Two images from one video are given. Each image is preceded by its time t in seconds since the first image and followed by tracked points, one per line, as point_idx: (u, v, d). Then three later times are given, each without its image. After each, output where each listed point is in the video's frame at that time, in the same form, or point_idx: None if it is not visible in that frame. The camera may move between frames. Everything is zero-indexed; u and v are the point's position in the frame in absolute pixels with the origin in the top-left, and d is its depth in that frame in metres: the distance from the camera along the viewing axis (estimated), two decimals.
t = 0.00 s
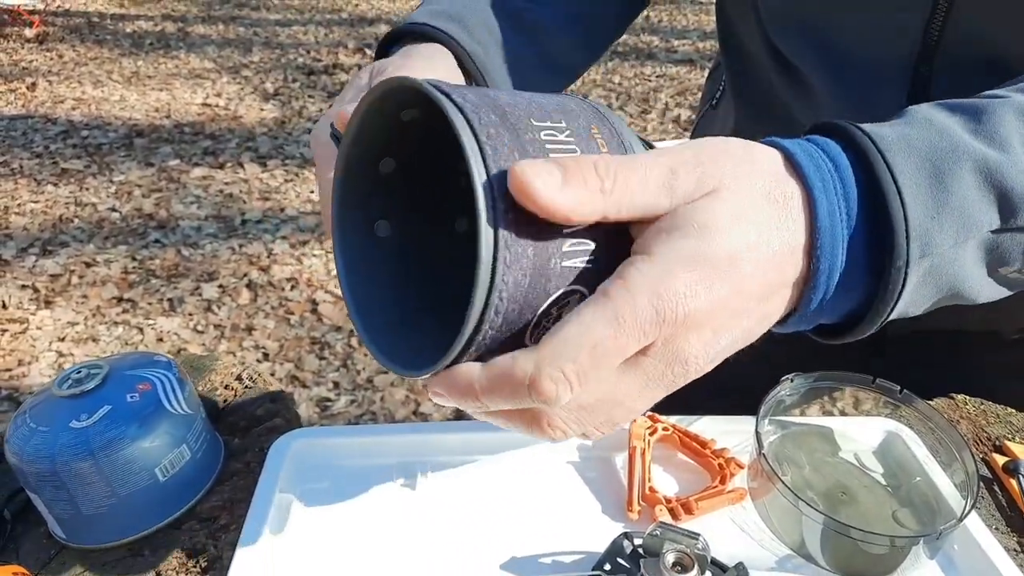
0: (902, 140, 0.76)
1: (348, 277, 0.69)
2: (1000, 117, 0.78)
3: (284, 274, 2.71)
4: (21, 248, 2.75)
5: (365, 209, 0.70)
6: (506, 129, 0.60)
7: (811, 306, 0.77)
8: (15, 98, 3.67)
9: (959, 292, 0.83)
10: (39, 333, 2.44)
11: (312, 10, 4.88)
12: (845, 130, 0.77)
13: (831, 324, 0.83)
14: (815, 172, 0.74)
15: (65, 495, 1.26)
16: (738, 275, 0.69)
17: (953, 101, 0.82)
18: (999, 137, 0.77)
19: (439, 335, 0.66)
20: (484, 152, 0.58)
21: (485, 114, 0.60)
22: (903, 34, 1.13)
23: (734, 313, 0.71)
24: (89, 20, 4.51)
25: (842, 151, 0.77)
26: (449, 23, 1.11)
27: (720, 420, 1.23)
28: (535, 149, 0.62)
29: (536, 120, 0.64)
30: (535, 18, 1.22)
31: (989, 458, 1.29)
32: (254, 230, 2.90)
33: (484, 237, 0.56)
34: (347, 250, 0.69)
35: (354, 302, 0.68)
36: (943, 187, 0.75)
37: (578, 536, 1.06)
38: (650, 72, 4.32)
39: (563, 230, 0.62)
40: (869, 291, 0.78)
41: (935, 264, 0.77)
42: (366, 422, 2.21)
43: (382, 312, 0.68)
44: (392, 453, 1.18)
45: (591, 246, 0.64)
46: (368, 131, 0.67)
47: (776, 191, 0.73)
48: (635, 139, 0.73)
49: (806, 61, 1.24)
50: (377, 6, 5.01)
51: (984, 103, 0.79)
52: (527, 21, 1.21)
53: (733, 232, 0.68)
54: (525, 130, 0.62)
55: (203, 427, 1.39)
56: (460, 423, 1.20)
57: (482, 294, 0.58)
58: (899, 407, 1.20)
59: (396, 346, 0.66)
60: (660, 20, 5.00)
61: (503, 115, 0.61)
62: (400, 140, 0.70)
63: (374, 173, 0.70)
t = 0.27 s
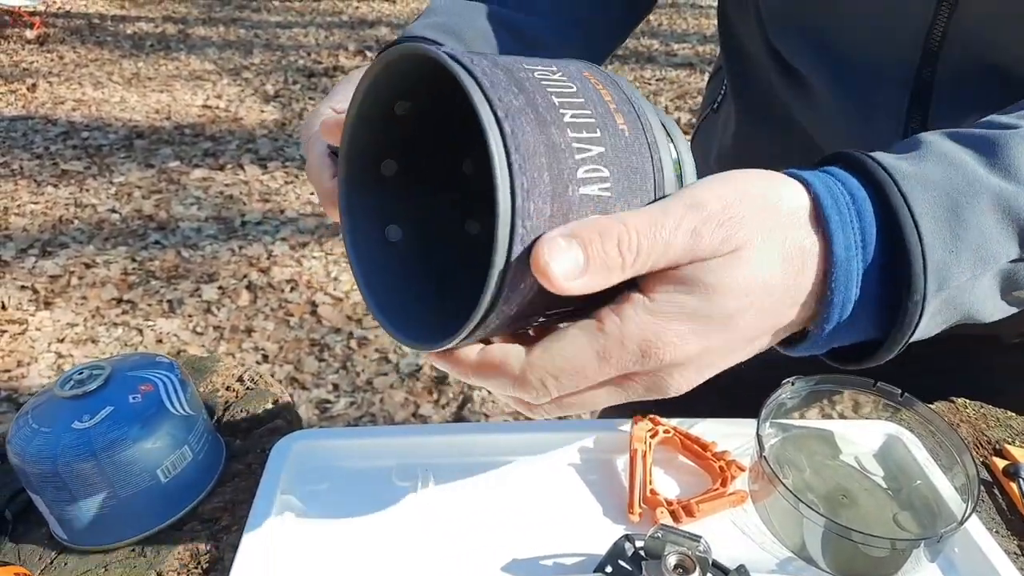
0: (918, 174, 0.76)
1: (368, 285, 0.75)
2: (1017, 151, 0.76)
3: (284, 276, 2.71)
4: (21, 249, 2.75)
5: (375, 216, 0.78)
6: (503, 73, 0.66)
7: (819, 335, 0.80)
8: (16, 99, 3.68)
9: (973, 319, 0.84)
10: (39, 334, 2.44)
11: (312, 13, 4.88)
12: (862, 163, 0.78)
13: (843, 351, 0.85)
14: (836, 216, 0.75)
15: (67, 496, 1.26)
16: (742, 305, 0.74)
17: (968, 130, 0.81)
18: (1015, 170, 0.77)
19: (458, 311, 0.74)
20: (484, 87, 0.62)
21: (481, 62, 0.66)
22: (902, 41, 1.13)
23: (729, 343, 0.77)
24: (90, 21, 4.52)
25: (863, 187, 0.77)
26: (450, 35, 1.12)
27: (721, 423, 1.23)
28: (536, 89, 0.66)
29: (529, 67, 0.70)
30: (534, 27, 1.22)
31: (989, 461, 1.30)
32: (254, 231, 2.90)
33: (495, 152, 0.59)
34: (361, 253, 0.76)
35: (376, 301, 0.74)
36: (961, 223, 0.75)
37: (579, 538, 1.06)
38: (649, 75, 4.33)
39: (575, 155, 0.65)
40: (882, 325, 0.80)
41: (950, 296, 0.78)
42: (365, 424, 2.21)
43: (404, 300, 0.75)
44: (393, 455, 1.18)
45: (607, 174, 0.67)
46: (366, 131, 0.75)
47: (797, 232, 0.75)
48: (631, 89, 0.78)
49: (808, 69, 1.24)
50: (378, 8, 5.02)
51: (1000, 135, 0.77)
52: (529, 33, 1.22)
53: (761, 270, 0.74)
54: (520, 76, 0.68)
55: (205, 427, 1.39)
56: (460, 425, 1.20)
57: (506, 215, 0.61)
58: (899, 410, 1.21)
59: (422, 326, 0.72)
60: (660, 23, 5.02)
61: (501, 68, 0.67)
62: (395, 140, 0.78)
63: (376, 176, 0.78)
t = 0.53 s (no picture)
0: (898, 92, 0.84)
1: (342, 300, 0.68)
2: (993, 84, 0.86)
3: (278, 275, 2.70)
4: (12, 248, 2.73)
5: (356, 227, 0.70)
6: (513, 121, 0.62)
7: (807, 265, 0.83)
8: (6, 96, 3.65)
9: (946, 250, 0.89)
10: (30, 333, 2.42)
11: (306, 10, 4.87)
12: (848, 92, 0.83)
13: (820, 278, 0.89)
14: (821, 137, 0.79)
15: (59, 496, 1.25)
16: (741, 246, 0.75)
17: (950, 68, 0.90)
18: (989, 98, 0.85)
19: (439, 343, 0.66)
20: (497, 137, 0.57)
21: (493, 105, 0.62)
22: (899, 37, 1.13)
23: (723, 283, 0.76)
24: (81, 18, 4.49)
25: (849, 116, 0.82)
26: (459, 30, 1.12)
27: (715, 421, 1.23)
28: (547, 145, 0.63)
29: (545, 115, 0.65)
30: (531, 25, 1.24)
31: (982, 458, 1.31)
32: (247, 230, 2.89)
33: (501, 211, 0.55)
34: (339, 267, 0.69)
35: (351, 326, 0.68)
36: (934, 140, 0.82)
37: (574, 536, 1.06)
38: (643, 74, 4.33)
39: (573, 219, 0.63)
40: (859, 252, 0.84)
41: (924, 214, 0.84)
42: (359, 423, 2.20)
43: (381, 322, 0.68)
44: (387, 453, 1.17)
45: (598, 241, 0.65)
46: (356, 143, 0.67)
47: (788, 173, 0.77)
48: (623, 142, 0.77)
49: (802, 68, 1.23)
50: (371, 6, 5.00)
51: (978, 71, 0.87)
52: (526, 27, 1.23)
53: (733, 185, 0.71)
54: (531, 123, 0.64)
55: (198, 426, 1.38)
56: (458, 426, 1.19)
57: (501, 277, 0.57)
58: (892, 407, 1.21)
59: (398, 353, 0.66)
60: (653, 21, 5.02)
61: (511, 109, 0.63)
62: (386, 149, 0.70)
63: (362, 185, 0.70)
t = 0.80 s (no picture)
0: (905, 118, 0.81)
1: (319, 290, 0.68)
2: (1001, 105, 0.84)
3: (271, 272, 2.70)
4: (3, 244, 2.72)
5: (335, 221, 0.69)
6: (494, 133, 0.62)
7: (837, 300, 0.81)
8: None
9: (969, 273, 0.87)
10: (22, 329, 2.41)
11: (300, 6, 4.85)
12: (859, 121, 0.80)
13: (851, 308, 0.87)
14: (836, 170, 0.77)
15: (50, 491, 1.25)
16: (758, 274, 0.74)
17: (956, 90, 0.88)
18: (999, 119, 0.84)
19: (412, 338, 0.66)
20: (479, 151, 0.57)
21: (478, 118, 0.61)
22: (891, 33, 1.13)
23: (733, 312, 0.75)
24: (74, 13, 4.46)
25: (862, 145, 0.79)
26: (433, 17, 1.13)
27: (709, 416, 1.23)
28: (523, 159, 0.63)
29: (520, 128, 0.65)
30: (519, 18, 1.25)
31: (975, 454, 1.32)
32: (241, 226, 2.88)
33: (478, 226, 0.56)
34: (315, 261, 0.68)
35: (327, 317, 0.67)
36: (952, 165, 0.80)
37: (567, 531, 1.06)
38: (638, 71, 4.33)
39: (544, 233, 0.64)
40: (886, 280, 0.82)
41: (951, 239, 0.82)
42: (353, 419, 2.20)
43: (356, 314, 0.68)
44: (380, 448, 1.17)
45: (568, 253, 0.66)
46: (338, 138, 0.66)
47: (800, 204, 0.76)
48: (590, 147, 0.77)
49: (794, 64, 1.24)
50: (366, 2, 4.99)
51: (986, 93, 0.86)
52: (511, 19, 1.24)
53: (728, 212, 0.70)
54: (509, 136, 0.64)
55: (190, 421, 1.38)
56: (447, 419, 1.20)
57: (468, 295, 0.58)
58: (885, 403, 1.21)
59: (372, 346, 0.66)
60: (648, 19, 5.02)
61: (489, 120, 0.63)
62: (367, 143, 0.69)
63: (341, 178, 0.69)
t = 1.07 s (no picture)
0: (953, 134, 0.85)
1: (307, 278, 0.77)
2: None
3: (275, 269, 2.70)
4: (8, 240, 2.72)
5: (323, 220, 0.79)
6: (455, 119, 0.67)
7: (882, 300, 0.87)
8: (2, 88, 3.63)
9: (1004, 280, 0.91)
10: (27, 325, 2.42)
11: (303, 3, 4.85)
12: (909, 136, 0.85)
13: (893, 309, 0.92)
14: (895, 188, 0.82)
15: (55, 486, 1.25)
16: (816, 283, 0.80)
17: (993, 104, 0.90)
18: None
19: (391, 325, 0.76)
20: (435, 137, 0.64)
21: (437, 106, 0.67)
22: (896, 33, 1.13)
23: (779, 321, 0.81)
24: (78, 10, 4.47)
25: (913, 160, 0.84)
26: (431, 22, 1.14)
27: (713, 414, 1.23)
28: (489, 142, 0.67)
29: (485, 116, 0.70)
30: (522, 21, 1.25)
31: (980, 453, 1.31)
32: (244, 223, 2.89)
33: (434, 205, 0.62)
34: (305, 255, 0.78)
35: (316, 310, 0.76)
36: (996, 184, 0.84)
37: (572, 528, 1.06)
38: (642, 69, 4.32)
39: (514, 211, 0.67)
40: (928, 287, 0.88)
41: (990, 252, 0.86)
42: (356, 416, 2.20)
43: (342, 306, 0.77)
44: (384, 444, 1.17)
45: (544, 230, 0.69)
46: (320, 142, 0.76)
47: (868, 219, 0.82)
48: (582, 133, 0.79)
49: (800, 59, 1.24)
50: None
51: None
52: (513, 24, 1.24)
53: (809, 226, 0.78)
54: (475, 121, 0.68)
55: (195, 418, 1.38)
56: (450, 416, 1.20)
57: (436, 268, 0.63)
58: (889, 402, 1.21)
59: (355, 334, 0.75)
60: (652, 16, 5.02)
61: (451, 106, 0.68)
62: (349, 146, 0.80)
63: (329, 180, 0.79)
